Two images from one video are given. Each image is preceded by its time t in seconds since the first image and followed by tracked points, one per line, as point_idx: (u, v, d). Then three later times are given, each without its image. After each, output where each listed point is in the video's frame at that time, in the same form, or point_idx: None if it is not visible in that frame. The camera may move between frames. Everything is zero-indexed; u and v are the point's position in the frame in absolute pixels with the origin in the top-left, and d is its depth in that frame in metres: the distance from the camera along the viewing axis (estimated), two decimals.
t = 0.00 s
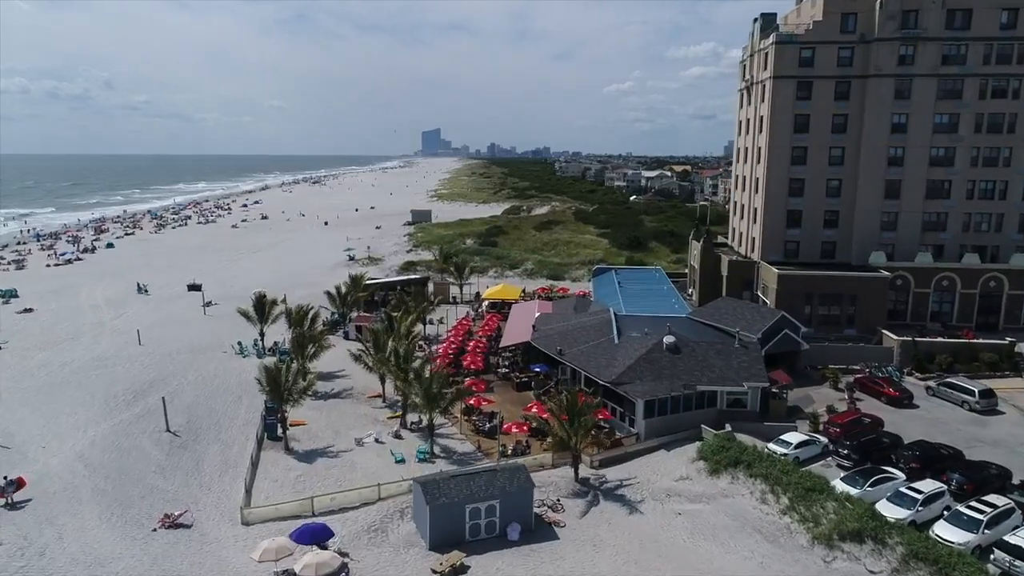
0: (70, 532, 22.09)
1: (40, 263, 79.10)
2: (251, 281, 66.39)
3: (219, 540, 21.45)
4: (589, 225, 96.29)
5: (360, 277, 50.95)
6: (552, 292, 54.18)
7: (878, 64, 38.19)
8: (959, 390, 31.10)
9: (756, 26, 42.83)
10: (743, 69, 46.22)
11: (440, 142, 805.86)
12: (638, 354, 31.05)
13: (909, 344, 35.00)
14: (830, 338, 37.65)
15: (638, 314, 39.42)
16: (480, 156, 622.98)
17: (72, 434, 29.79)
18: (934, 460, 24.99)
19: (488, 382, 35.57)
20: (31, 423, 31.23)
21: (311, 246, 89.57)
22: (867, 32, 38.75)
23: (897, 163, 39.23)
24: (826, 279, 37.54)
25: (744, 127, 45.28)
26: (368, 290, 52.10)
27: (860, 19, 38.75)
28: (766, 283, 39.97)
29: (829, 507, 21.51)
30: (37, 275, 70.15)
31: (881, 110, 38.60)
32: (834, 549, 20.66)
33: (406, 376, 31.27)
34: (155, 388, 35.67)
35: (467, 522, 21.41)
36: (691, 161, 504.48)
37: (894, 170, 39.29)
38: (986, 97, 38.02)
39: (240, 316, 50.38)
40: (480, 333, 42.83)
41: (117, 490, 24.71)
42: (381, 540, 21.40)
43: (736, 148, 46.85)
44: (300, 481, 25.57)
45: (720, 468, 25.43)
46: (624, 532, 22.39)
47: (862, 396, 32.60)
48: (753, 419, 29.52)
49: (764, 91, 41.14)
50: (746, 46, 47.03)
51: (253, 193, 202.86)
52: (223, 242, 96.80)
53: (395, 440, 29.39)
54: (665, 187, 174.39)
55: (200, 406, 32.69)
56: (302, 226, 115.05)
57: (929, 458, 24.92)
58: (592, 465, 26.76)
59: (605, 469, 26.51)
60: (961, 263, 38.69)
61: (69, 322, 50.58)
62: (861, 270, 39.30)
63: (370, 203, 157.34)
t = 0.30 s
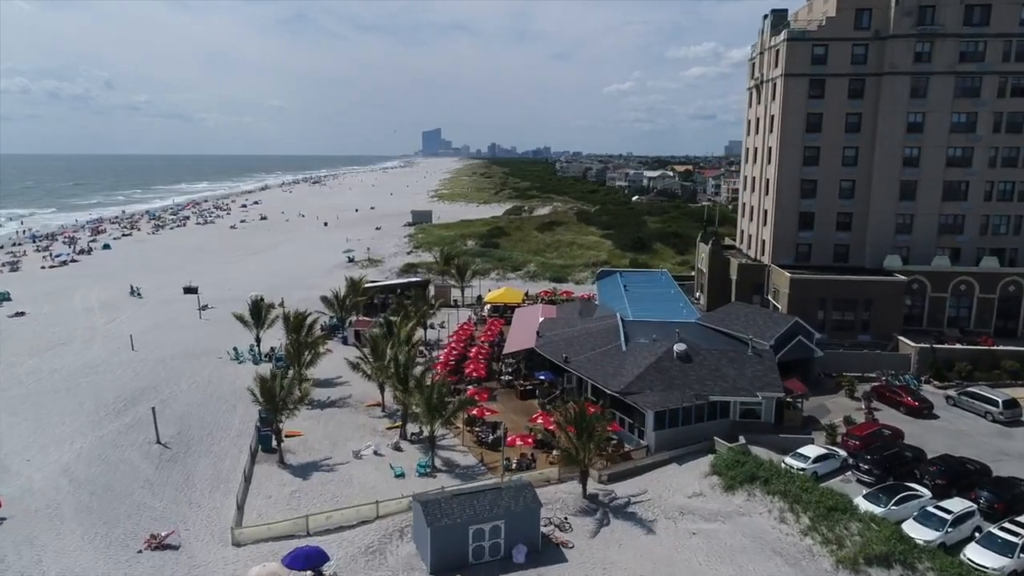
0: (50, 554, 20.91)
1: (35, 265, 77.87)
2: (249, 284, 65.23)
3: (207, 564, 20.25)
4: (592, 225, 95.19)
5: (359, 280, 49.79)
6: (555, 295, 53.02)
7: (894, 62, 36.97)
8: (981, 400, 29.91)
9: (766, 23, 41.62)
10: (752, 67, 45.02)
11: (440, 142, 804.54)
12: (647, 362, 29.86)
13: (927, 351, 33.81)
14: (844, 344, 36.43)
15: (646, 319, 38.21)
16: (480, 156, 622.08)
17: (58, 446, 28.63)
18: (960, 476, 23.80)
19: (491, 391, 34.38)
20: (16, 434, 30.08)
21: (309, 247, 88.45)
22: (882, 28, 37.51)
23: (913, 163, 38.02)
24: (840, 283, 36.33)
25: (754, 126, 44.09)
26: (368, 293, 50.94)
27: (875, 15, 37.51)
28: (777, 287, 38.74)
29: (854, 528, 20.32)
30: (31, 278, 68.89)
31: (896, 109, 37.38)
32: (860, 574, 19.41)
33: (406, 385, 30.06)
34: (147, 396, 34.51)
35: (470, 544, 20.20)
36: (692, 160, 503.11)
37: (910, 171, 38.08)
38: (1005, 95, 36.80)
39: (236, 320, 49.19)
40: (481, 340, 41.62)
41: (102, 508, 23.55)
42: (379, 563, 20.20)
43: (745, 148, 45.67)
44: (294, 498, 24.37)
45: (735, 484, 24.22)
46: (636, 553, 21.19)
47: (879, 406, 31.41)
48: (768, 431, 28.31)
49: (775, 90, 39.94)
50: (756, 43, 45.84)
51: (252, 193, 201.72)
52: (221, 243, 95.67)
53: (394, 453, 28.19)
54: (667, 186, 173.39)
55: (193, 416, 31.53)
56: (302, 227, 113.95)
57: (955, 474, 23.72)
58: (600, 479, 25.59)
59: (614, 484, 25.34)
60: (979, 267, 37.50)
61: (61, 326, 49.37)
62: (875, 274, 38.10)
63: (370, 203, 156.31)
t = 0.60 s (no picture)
0: None
1: (29, 267, 76.70)
2: (247, 286, 64.08)
3: None
4: (595, 226, 94.09)
5: (358, 283, 48.62)
6: (559, 298, 51.86)
7: (911, 59, 35.76)
8: (1005, 410, 28.71)
9: (778, 19, 40.45)
10: (761, 65, 43.86)
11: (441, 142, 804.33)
12: (657, 371, 28.64)
13: (947, 358, 32.60)
14: (859, 351, 35.23)
15: (654, 325, 37.03)
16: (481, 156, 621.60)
17: (44, 458, 27.50)
18: (989, 493, 22.61)
19: (494, 400, 33.20)
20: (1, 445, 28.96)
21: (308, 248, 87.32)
22: (898, 24, 36.31)
23: (929, 164, 36.82)
24: (855, 288, 35.13)
25: (764, 125, 42.93)
26: (367, 297, 49.80)
27: (891, 10, 36.31)
28: (789, 291, 37.52)
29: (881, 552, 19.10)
30: (25, 280, 67.71)
31: (913, 108, 36.17)
32: None
33: (406, 395, 28.88)
34: (138, 405, 33.38)
35: (475, 569, 18.91)
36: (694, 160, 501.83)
37: (927, 172, 36.87)
38: None
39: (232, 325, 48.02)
40: (484, 346, 40.41)
41: (86, 528, 22.41)
42: None
43: (755, 147, 44.50)
44: (288, 516, 23.18)
45: (752, 501, 23.03)
46: None
47: (898, 416, 30.22)
48: (784, 443, 27.11)
49: (787, 88, 38.77)
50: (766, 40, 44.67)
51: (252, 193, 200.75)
52: (219, 244, 94.57)
53: (394, 466, 27.01)
54: (669, 187, 172.34)
55: (185, 427, 30.37)
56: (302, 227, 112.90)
57: (984, 491, 22.55)
58: (610, 496, 24.45)
59: (624, 500, 24.19)
60: (998, 271, 36.29)
61: (52, 330, 48.18)
62: (891, 278, 36.90)
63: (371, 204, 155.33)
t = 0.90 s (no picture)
0: None
1: (23, 269, 75.48)
2: (244, 289, 62.95)
3: None
4: (598, 228, 92.95)
5: (357, 287, 47.46)
6: (563, 302, 50.68)
7: (928, 56, 34.54)
8: None
9: (789, 16, 39.25)
10: (772, 64, 42.65)
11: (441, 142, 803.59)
12: (668, 381, 27.41)
13: (968, 367, 31.38)
14: (875, 359, 34.04)
15: (662, 331, 35.85)
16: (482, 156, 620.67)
17: (27, 472, 26.37)
18: (1022, 513, 21.39)
19: (497, 410, 32.03)
20: None
21: (308, 250, 86.19)
22: (914, 20, 35.10)
23: (947, 164, 35.61)
24: (871, 293, 33.91)
25: (775, 125, 41.74)
26: (367, 301, 48.67)
27: (907, 6, 35.10)
28: (802, 296, 36.30)
29: None
30: (18, 283, 66.56)
31: (930, 106, 34.95)
32: None
33: (406, 406, 27.70)
34: (128, 415, 32.24)
35: None
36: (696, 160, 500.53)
37: (944, 173, 35.65)
38: None
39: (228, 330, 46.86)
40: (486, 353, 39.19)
41: (67, 550, 21.26)
42: None
43: (765, 148, 43.32)
44: (281, 537, 21.97)
45: (771, 522, 21.82)
46: None
47: (918, 428, 29.04)
48: (801, 457, 25.92)
49: (799, 86, 37.58)
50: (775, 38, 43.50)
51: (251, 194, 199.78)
52: (217, 245, 93.48)
53: (393, 481, 25.83)
54: (671, 187, 171.40)
55: (176, 440, 29.21)
56: (301, 228, 111.82)
57: (1017, 511, 21.34)
58: (620, 514, 23.27)
59: (635, 519, 23.01)
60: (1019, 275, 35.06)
61: (43, 336, 47.02)
62: (908, 283, 35.70)
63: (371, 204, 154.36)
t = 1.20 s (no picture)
0: None
1: (17, 271, 74.25)
2: (241, 292, 61.77)
3: None
4: (601, 229, 91.73)
5: (356, 292, 46.25)
6: (566, 306, 49.49)
7: (947, 53, 33.32)
8: None
9: (801, 12, 38.06)
10: (782, 61, 41.48)
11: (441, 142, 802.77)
12: (680, 392, 26.17)
13: (990, 376, 30.16)
14: (892, 367, 32.82)
15: (671, 338, 34.64)
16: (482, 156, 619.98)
17: (9, 488, 25.17)
18: None
19: (500, 421, 30.85)
20: None
21: (306, 252, 85.04)
22: (932, 16, 33.90)
23: (966, 165, 34.41)
24: (889, 298, 32.68)
25: (786, 125, 40.55)
26: (366, 305, 47.49)
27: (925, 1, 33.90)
28: (816, 302, 35.08)
29: None
30: (11, 285, 65.35)
31: (949, 105, 33.73)
32: None
33: (406, 419, 26.51)
34: (117, 426, 31.03)
35: None
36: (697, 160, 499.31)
37: (963, 174, 34.44)
38: None
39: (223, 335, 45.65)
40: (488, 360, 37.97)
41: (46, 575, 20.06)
42: None
43: (776, 148, 42.14)
44: (274, 560, 20.74)
45: (791, 544, 20.57)
46: None
47: (939, 440, 27.83)
48: (820, 473, 24.71)
49: (812, 84, 36.38)
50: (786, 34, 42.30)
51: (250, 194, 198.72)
52: (215, 247, 92.31)
53: (392, 498, 24.63)
54: (673, 188, 170.42)
55: (166, 453, 28.01)
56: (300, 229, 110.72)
57: None
58: (631, 535, 22.05)
59: (648, 540, 21.81)
60: None
61: (34, 340, 45.81)
62: (925, 288, 34.49)
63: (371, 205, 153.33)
